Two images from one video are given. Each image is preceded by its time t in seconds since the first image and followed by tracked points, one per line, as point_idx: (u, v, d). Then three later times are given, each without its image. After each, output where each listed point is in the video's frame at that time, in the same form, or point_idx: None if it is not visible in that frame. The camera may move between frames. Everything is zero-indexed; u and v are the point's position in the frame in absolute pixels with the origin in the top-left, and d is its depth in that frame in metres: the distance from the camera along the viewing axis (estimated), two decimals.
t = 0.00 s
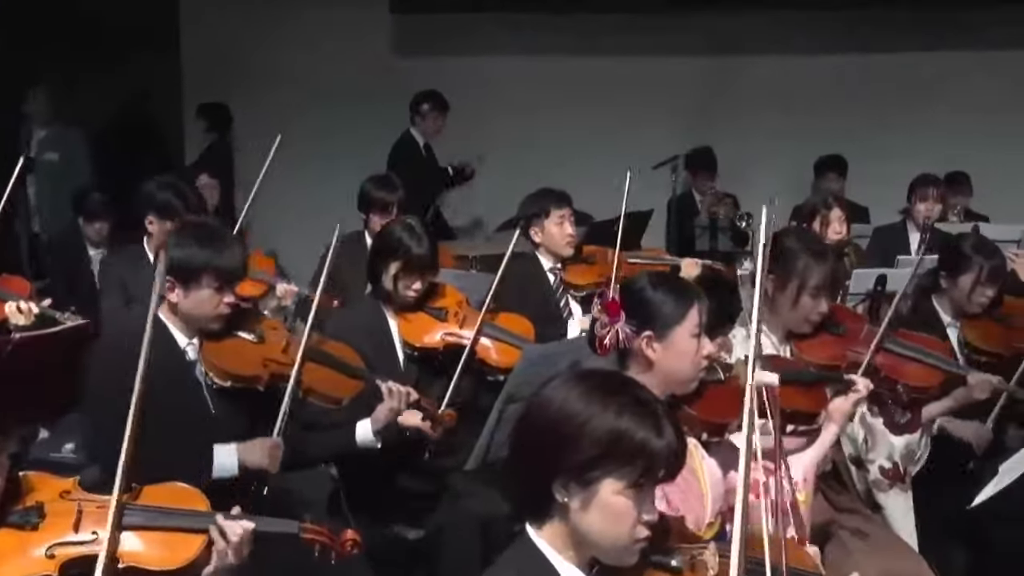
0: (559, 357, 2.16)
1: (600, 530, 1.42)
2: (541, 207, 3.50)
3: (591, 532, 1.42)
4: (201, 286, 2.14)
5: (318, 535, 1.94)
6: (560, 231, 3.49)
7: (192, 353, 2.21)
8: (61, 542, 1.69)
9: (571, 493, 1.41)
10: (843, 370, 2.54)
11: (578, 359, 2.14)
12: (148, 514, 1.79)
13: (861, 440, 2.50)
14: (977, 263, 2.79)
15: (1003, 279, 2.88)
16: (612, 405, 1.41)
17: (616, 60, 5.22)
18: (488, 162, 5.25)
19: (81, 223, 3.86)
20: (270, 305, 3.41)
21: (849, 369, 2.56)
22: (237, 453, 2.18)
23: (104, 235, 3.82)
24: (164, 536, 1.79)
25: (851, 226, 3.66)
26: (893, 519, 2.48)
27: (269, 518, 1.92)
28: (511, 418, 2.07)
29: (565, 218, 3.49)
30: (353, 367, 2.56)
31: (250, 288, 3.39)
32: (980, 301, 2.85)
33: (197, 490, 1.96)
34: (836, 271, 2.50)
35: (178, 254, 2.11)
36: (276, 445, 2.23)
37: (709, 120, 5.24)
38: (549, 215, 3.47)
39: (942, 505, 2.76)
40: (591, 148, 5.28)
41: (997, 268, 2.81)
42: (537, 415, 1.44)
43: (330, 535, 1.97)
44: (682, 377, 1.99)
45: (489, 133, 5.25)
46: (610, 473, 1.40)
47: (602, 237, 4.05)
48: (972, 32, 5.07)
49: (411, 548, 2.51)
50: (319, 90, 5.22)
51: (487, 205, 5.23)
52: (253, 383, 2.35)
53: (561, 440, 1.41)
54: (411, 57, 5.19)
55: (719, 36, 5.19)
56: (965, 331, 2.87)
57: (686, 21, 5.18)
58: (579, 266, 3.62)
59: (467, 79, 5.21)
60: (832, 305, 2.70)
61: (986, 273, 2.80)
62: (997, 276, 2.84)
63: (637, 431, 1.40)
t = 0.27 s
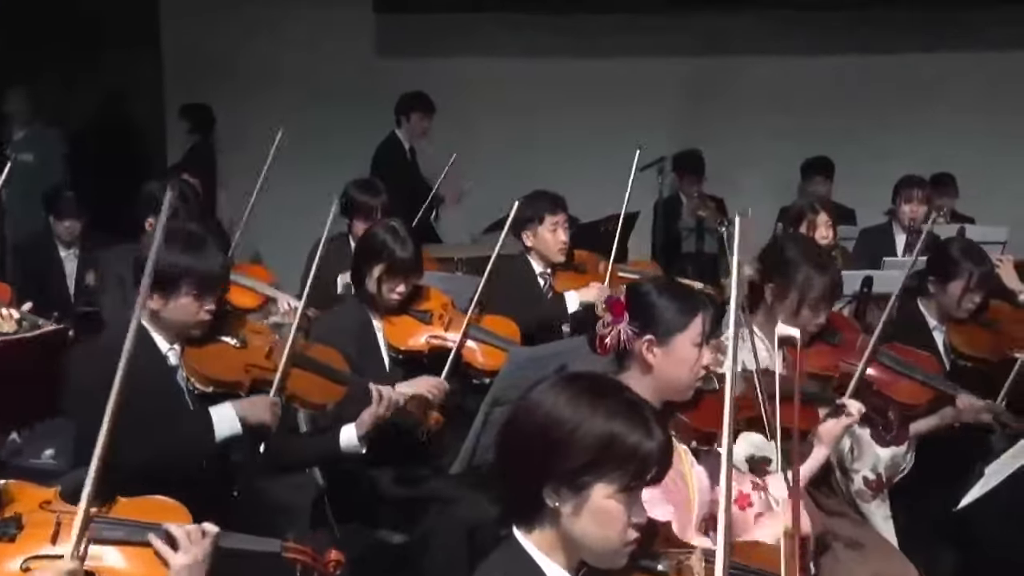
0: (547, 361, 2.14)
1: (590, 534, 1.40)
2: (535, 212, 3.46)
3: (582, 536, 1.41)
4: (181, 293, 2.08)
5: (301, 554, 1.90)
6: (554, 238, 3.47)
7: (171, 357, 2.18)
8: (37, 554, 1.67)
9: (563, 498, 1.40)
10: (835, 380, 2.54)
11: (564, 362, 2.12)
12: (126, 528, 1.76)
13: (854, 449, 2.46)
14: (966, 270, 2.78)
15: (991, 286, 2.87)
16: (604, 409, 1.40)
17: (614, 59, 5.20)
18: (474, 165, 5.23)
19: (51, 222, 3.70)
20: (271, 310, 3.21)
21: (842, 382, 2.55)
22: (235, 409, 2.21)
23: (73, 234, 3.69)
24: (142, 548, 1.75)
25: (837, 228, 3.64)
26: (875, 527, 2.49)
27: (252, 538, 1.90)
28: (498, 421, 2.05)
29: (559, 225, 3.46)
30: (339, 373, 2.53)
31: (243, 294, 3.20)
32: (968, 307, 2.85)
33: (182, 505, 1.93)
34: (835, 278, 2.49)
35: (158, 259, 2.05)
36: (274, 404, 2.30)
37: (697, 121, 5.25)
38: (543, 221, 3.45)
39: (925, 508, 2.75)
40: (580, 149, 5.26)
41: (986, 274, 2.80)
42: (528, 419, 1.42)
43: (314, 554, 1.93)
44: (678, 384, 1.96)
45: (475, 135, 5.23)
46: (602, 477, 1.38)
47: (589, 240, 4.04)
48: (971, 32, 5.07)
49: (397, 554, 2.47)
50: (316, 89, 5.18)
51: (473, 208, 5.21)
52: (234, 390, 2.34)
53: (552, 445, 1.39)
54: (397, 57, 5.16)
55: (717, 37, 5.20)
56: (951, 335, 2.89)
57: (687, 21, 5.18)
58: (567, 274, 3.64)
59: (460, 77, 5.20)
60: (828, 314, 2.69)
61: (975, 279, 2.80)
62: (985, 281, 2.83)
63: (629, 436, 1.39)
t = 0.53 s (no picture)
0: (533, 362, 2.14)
1: (585, 533, 1.39)
2: (547, 221, 3.39)
3: (576, 536, 1.40)
4: (174, 299, 2.06)
5: (285, 560, 1.88)
6: (563, 250, 3.41)
7: (161, 362, 2.14)
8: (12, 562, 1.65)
9: (557, 499, 1.39)
10: (824, 389, 2.53)
11: (550, 362, 2.12)
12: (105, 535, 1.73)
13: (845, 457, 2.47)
14: (942, 269, 2.82)
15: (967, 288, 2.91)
16: (596, 410, 1.40)
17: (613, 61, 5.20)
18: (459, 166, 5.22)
19: (16, 233, 3.70)
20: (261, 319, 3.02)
21: (830, 390, 2.56)
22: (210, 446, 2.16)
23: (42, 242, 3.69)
24: (124, 555, 1.71)
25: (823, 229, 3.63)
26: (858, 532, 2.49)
27: (236, 544, 1.87)
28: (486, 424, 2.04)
29: (569, 238, 3.41)
30: (328, 384, 2.52)
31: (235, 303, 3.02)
32: (947, 306, 2.86)
33: (165, 511, 1.91)
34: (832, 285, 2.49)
35: (152, 264, 2.04)
36: (253, 441, 2.25)
37: (681, 121, 5.28)
38: (554, 231, 3.39)
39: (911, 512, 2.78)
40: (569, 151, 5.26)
41: (962, 274, 2.83)
42: (522, 420, 1.41)
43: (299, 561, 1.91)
44: (675, 384, 1.95)
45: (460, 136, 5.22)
46: (596, 477, 1.38)
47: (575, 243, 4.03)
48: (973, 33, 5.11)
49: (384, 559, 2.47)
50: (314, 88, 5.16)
51: (456, 210, 5.19)
52: (222, 397, 2.34)
53: (547, 446, 1.38)
54: (382, 59, 5.14)
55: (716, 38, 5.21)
56: (933, 335, 2.89)
57: (687, 22, 5.17)
58: (569, 286, 3.46)
59: (454, 77, 5.19)
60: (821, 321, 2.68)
61: (951, 279, 2.83)
62: (962, 281, 2.86)
63: (623, 436, 1.39)
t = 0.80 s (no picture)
0: (519, 366, 2.13)
1: (567, 533, 1.37)
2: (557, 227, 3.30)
3: (558, 536, 1.38)
4: (159, 307, 2.04)
5: (266, 563, 1.87)
6: (569, 260, 3.33)
7: (146, 368, 2.13)
8: None
9: (537, 499, 1.37)
10: (809, 391, 2.55)
11: (536, 367, 2.11)
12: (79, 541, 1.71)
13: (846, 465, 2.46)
14: (929, 274, 2.83)
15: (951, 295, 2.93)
16: (575, 409, 1.38)
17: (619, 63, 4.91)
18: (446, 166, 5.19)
19: None
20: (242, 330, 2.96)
21: (817, 390, 2.57)
22: (202, 453, 2.18)
23: (2, 267, 3.48)
24: (98, 562, 1.70)
25: (808, 232, 3.55)
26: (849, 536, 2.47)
27: (216, 547, 1.84)
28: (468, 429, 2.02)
29: (578, 251, 3.33)
30: (316, 396, 2.48)
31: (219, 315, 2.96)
32: (931, 312, 2.89)
33: (143, 515, 1.88)
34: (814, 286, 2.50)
35: (137, 270, 2.03)
36: (242, 445, 2.25)
37: (678, 122, 4.96)
38: (565, 243, 3.30)
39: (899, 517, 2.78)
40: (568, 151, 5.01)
41: (946, 279, 2.85)
42: (501, 420, 1.41)
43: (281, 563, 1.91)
44: (674, 389, 1.92)
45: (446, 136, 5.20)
46: (576, 476, 1.36)
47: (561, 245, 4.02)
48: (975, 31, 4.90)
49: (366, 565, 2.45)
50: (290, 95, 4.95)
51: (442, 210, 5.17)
52: (207, 405, 2.31)
53: (526, 445, 1.37)
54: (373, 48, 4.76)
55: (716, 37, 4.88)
56: (917, 340, 2.90)
57: (686, 38, 4.87)
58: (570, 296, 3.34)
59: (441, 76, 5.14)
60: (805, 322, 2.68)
61: (935, 285, 2.84)
62: (945, 286, 2.89)
63: (602, 434, 1.37)
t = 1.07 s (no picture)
0: (501, 367, 2.12)
1: (543, 532, 1.38)
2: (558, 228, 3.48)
3: (534, 536, 1.38)
4: (148, 309, 2.04)
5: (249, 567, 1.83)
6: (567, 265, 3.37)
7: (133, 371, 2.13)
8: None
9: (511, 499, 1.38)
10: (791, 386, 2.58)
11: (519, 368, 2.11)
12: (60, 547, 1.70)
13: (834, 466, 2.48)
14: (908, 275, 2.90)
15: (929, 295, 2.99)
16: (548, 407, 1.39)
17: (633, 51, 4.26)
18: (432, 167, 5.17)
19: None
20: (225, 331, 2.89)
21: (798, 387, 2.60)
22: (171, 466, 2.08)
23: None
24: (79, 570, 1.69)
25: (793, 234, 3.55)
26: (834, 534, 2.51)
27: (198, 550, 1.82)
28: (450, 431, 2.01)
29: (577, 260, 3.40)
30: (303, 398, 2.47)
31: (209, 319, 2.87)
32: (911, 311, 2.94)
33: (121, 519, 1.88)
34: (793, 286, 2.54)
35: (126, 272, 2.02)
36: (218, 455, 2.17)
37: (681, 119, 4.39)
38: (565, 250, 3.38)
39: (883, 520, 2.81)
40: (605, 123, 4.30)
41: (928, 279, 2.93)
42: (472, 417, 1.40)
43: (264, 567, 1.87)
44: (674, 394, 1.93)
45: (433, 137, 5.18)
46: (550, 475, 1.37)
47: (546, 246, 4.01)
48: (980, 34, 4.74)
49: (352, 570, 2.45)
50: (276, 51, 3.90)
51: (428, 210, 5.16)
52: (194, 408, 2.32)
53: (500, 444, 1.37)
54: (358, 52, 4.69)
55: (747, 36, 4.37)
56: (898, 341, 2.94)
57: (688, 25, 4.29)
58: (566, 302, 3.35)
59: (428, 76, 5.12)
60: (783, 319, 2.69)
61: (913, 284, 2.90)
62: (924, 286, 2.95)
63: (574, 432, 1.38)
